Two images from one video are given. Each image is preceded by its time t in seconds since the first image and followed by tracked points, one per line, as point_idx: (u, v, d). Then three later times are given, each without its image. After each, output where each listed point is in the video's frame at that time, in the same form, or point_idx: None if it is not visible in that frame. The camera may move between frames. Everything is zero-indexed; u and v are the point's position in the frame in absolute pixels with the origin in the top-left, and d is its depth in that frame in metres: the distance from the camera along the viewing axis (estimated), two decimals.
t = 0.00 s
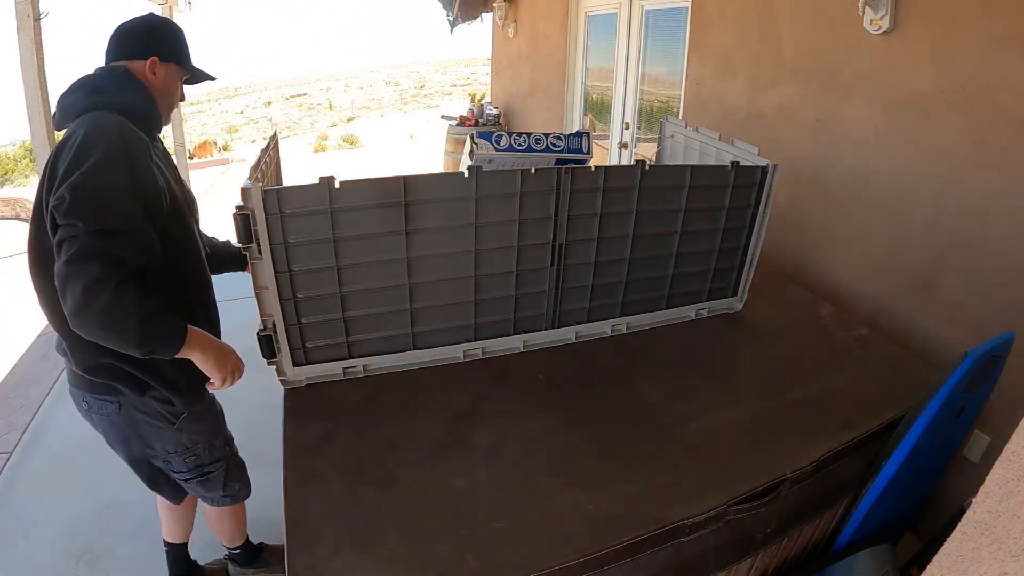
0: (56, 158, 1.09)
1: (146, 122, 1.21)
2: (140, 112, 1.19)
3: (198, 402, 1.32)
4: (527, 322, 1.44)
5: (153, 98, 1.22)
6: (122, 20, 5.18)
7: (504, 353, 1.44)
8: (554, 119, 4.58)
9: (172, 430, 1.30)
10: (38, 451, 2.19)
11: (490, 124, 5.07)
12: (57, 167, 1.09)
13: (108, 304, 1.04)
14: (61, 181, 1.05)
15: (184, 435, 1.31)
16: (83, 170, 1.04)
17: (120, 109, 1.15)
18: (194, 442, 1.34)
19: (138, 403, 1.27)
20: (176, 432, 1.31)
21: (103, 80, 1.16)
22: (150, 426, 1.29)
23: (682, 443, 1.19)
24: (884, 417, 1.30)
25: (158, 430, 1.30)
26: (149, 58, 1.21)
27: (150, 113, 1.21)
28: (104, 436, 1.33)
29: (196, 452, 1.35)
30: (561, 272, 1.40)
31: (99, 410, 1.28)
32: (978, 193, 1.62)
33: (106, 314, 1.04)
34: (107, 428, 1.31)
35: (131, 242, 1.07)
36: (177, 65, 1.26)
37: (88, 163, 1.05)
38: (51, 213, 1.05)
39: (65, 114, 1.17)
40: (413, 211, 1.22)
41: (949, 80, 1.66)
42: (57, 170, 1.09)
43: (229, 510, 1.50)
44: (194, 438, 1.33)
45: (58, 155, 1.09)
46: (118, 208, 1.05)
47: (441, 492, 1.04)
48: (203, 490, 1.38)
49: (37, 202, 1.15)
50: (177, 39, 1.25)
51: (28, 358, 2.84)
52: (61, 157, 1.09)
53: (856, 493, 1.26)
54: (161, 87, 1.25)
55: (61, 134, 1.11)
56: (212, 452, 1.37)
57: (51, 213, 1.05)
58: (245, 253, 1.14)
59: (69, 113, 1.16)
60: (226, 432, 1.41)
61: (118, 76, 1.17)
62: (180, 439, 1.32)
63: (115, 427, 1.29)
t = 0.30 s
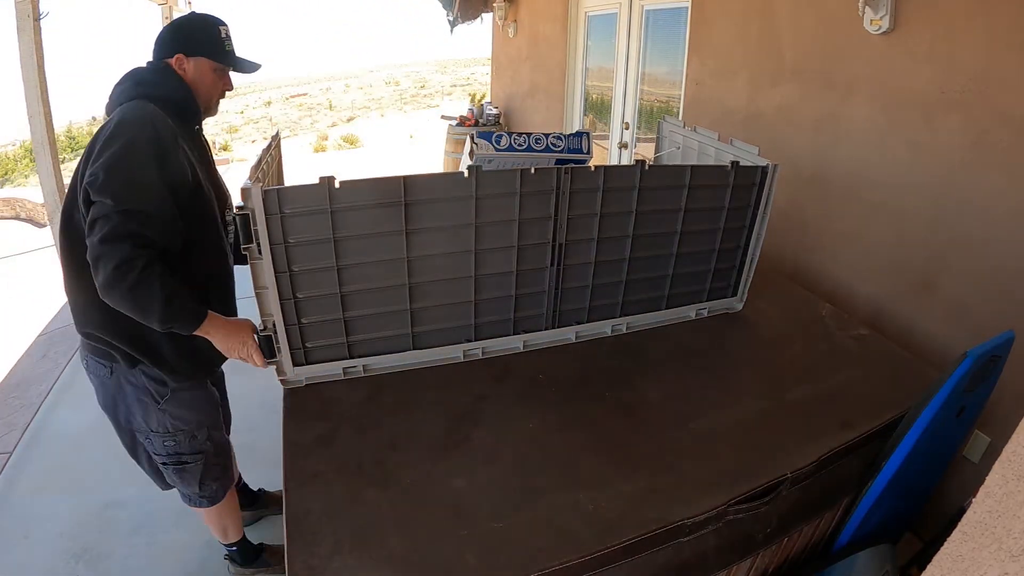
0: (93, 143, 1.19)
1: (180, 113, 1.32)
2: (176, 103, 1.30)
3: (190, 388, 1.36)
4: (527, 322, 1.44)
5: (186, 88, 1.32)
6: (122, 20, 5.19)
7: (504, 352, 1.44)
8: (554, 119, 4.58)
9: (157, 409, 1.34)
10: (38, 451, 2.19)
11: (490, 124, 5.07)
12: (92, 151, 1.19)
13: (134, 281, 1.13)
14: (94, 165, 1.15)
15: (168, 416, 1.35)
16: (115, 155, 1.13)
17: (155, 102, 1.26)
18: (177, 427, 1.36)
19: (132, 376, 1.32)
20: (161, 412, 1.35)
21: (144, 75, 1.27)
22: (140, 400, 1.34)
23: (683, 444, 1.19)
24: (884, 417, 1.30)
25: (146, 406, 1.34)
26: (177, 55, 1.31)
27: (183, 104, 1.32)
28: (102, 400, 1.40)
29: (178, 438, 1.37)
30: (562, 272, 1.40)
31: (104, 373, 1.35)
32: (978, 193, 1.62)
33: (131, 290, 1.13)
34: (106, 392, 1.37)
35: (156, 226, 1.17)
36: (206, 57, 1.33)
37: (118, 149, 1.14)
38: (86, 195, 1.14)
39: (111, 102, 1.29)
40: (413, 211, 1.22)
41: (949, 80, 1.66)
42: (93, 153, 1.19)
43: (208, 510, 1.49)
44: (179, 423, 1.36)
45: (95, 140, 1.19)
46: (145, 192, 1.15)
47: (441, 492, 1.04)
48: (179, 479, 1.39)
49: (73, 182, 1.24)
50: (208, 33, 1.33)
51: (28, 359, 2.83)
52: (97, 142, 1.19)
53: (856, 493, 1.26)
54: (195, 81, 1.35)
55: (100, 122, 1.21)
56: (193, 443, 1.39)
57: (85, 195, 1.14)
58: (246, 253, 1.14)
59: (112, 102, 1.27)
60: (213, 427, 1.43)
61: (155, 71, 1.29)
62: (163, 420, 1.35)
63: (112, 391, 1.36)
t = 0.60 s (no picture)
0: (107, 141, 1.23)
1: (197, 111, 1.32)
2: (192, 101, 1.30)
3: (178, 370, 1.36)
4: (527, 322, 1.44)
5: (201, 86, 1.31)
6: (122, 20, 5.18)
7: (509, 355, 1.44)
8: (554, 119, 4.58)
9: (151, 384, 1.37)
10: (38, 451, 2.19)
11: (490, 124, 5.07)
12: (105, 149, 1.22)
13: (127, 278, 1.16)
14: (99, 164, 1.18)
15: (161, 394, 1.37)
16: (115, 155, 1.16)
17: (167, 100, 1.27)
18: (169, 405, 1.38)
19: (130, 349, 1.36)
20: (154, 389, 1.37)
21: (162, 73, 1.28)
22: (138, 372, 1.38)
23: (683, 444, 1.19)
24: (883, 417, 1.30)
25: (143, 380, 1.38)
26: (191, 52, 1.30)
27: (199, 102, 1.31)
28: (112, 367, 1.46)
29: (169, 417, 1.39)
30: (564, 273, 1.40)
31: (111, 342, 1.41)
32: (978, 194, 1.62)
33: (126, 287, 1.16)
34: (114, 361, 1.43)
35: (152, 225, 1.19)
36: (219, 54, 1.31)
37: (117, 150, 1.16)
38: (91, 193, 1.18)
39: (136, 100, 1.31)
40: (415, 212, 1.22)
41: (949, 80, 1.66)
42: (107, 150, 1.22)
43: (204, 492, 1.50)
44: (167, 403, 1.38)
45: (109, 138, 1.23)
46: (141, 192, 1.17)
47: (441, 492, 1.04)
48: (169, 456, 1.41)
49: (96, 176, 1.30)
50: (223, 29, 1.30)
51: (28, 360, 2.83)
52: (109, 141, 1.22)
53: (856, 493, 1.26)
54: (209, 78, 1.34)
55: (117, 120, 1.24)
56: (184, 424, 1.40)
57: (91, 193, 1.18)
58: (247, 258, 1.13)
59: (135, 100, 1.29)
60: (207, 414, 1.42)
61: (172, 69, 1.29)
62: (157, 396, 1.38)
63: (118, 360, 1.41)
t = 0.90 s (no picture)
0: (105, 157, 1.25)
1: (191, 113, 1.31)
2: (185, 105, 1.30)
3: (169, 374, 1.36)
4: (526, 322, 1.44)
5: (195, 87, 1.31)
6: (122, 20, 5.18)
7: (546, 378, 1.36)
8: (554, 119, 4.58)
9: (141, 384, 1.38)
10: (39, 451, 2.19)
11: (490, 124, 5.07)
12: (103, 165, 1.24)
13: (134, 285, 1.15)
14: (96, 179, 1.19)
15: (150, 396, 1.37)
16: (109, 169, 1.17)
17: (160, 107, 1.27)
18: (158, 407, 1.39)
19: (124, 348, 1.38)
20: (144, 389, 1.38)
21: (154, 80, 1.29)
22: (131, 371, 1.39)
23: (683, 444, 1.19)
24: (883, 417, 1.30)
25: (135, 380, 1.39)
26: (186, 51, 1.29)
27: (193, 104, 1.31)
28: (109, 365, 1.48)
29: (157, 418, 1.40)
30: (602, 287, 1.35)
31: (109, 339, 1.42)
32: (978, 194, 1.62)
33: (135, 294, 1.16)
34: (111, 358, 1.45)
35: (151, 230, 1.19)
36: (213, 52, 1.29)
37: (110, 163, 1.17)
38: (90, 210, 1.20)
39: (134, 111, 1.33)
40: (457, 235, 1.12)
41: (949, 80, 1.66)
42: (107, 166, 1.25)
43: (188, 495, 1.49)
44: (155, 405, 1.38)
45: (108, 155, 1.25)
46: (137, 200, 1.17)
47: (441, 492, 1.04)
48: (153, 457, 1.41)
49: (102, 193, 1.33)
50: (216, 26, 1.29)
51: (29, 360, 2.83)
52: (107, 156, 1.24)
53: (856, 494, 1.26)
54: (205, 77, 1.33)
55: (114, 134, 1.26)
56: (171, 427, 1.40)
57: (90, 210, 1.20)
58: (267, 301, 0.97)
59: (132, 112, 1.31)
60: (194, 419, 1.42)
61: (164, 75, 1.29)
62: (145, 397, 1.38)
63: (114, 358, 1.43)
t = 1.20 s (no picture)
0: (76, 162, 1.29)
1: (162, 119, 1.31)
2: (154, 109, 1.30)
3: (153, 392, 1.36)
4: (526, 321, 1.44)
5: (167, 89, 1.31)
6: (122, 20, 5.17)
7: (586, 408, 1.26)
8: (554, 119, 4.58)
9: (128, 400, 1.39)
10: (39, 452, 2.18)
11: (490, 124, 5.07)
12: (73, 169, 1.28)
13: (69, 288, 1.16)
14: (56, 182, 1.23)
15: (136, 412, 1.38)
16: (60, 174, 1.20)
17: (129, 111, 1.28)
18: (146, 422, 1.39)
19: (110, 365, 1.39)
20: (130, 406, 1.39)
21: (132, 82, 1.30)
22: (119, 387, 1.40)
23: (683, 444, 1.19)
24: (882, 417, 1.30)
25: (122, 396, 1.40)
26: (169, 52, 1.29)
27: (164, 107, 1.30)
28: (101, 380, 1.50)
29: (145, 433, 1.41)
30: (643, 305, 1.27)
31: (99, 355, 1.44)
32: (977, 194, 1.62)
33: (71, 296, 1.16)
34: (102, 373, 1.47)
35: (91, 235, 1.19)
36: (196, 52, 1.29)
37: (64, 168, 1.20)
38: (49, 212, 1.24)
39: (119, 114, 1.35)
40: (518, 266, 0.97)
41: (949, 80, 1.66)
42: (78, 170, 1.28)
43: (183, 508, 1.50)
44: (142, 420, 1.39)
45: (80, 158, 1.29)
46: (78, 204, 1.18)
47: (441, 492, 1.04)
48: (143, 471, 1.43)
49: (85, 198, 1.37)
50: (199, 26, 1.28)
51: (28, 360, 2.83)
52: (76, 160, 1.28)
53: (857, 494, 1.26)
54: (189, 77, 1.32)
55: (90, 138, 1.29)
56: (159, 442, 1.41)
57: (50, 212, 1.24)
58: (312, 373, 0.76)
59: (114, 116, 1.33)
60: (183, 434, 1.42)
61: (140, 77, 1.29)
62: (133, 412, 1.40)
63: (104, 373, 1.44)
